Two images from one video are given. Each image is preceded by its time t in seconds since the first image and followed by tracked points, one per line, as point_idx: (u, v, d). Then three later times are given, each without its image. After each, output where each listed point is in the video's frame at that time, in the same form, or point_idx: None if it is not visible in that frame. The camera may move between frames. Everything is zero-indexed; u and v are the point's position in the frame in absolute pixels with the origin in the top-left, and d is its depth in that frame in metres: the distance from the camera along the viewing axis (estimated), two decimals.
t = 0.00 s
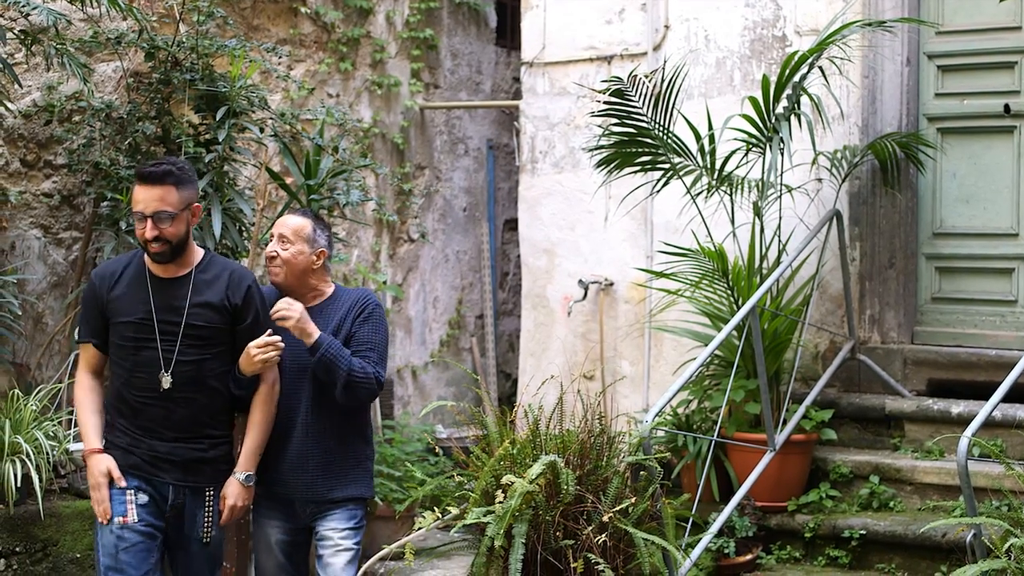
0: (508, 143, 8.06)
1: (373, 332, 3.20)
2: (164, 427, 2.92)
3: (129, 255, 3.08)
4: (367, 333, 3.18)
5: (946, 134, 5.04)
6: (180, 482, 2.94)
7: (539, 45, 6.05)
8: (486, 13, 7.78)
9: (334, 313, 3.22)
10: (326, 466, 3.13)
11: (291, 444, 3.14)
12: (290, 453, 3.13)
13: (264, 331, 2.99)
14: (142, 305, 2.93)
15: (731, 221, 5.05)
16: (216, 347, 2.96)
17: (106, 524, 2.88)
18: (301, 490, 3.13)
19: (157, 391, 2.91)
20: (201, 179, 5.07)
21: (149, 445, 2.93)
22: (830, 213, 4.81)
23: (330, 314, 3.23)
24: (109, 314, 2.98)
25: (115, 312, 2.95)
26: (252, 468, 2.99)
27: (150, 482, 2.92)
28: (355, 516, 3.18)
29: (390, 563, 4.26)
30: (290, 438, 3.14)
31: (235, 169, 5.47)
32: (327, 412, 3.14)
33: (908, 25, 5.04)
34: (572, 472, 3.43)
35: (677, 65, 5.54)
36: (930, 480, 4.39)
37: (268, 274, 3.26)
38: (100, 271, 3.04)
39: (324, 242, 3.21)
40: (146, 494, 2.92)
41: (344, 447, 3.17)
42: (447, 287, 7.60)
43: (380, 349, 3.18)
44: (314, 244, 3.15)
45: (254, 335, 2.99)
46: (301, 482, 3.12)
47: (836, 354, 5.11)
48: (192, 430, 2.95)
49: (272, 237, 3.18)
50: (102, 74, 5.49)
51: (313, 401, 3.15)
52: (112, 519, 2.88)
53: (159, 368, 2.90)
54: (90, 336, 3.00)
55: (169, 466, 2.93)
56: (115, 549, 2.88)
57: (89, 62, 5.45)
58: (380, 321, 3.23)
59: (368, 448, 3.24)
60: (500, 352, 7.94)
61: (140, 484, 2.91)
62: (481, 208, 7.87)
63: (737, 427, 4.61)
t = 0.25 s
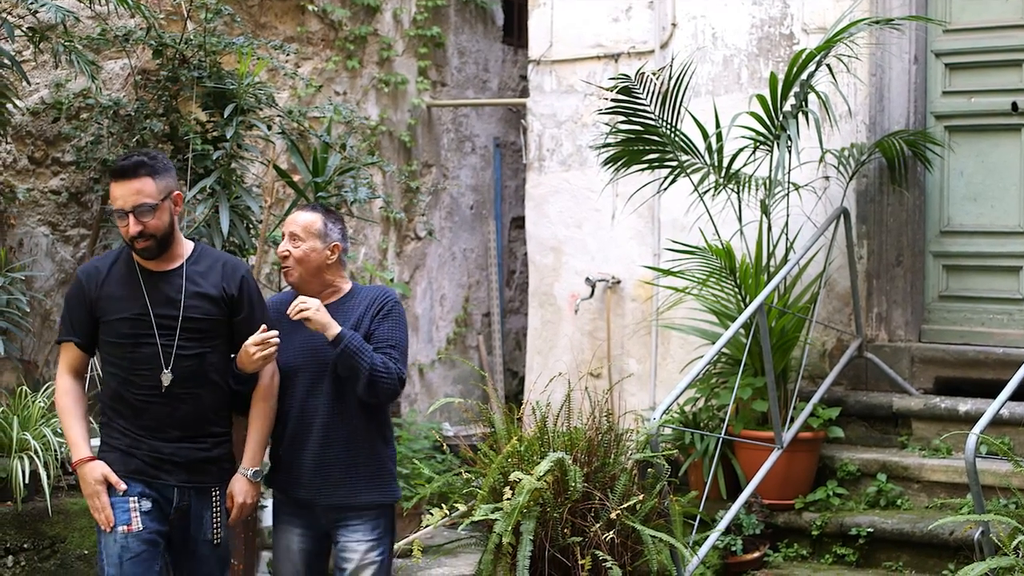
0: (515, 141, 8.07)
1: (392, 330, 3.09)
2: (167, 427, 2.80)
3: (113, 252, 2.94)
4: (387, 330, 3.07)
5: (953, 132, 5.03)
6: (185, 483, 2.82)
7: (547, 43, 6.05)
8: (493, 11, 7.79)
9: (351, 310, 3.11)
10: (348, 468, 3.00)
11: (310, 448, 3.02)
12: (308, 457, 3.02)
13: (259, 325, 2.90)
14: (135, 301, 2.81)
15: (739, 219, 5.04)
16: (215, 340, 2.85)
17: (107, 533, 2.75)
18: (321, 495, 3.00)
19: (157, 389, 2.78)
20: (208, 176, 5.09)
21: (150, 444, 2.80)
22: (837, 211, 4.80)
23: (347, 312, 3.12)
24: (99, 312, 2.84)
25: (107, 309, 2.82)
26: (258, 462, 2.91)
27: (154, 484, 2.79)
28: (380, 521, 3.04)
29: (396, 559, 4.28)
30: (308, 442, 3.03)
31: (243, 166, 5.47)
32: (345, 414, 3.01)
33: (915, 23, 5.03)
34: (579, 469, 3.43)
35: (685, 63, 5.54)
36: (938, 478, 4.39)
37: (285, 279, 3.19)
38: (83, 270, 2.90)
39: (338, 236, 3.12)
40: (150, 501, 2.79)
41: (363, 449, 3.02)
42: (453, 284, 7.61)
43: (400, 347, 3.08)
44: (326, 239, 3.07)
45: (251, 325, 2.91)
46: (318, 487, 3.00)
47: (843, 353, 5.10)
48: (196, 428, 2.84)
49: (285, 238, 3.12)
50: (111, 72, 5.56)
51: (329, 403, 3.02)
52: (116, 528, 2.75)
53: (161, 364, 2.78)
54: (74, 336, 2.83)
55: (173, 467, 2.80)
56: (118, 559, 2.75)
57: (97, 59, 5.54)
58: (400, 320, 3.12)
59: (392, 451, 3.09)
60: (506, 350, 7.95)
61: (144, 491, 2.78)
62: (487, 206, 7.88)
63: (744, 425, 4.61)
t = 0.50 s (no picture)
0: (525, 140, 8.07)
1: (418, 333, 3.03)
2: (165, 420, 2.69)
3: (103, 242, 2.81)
4: (413, 334, 3.01)
5: (964, 130, 5.02)
6: (183, 475, 2.70)
7: (557, 40, 6.06)
8: (503, 9, 7.80)
9: (375, 311, 3.04)
10: (374, 476, 2.96)
11: (335, 453, 2.98)
12: (333, 463, 2.97)
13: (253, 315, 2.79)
14: (129, 292, 2.69)
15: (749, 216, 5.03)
16: (211, 331, 2.75)
17: (107, 538, 2.69)
18: (346, 501, 2.97)
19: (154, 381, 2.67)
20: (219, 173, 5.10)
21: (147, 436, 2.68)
22: (848, 209, 4.80)
23: (371, 311, 3.06)
24: (90, 304, 2.71)
25: (99, 301, 2.70)
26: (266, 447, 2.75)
27: (148, 483, 2.69)
28: (405, 526, 3.03)
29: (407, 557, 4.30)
30: (333, 447, 2.98)
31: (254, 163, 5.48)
32: (372, 421, 2.96)
33: (926, 20, 5.02)
34: (590, 466, 3.44)
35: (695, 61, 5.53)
36: (949, 477, 4.38)
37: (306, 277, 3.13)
38: (70, 260, 2.76)
39: (354, 223, 3.08)
40: (147, 505, 2.70)
41: (391, 454, 2.99)
42: (463, 282, 7.62)
43: (425, 352, 3.01)
44: (343, 227, 3.02)
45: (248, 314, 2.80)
46: (345, 492, 2.96)
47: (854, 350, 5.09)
48: (193, 419, 2.72)
49: (301, 233, 3.06)
50: (121, 69, 5.57)
51: (356, 409, 2.96)
52: (115, 533, 2.69)
53: (159, 356, 2.67)
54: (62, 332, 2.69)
55: (169, 460, 2.69)
56: (121, 561, 2.70)
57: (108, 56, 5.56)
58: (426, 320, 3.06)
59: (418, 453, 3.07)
60: (517, 348, 7.96)
61: (141, 493, 2.69)
62: (497, 205, 7.89)
63: (754, 423, 4.61)
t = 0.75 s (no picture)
0: (534, 138, 8.08)
1: (409, 329, 2.92)
2: (167, 423, 2.67)
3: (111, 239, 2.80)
4: (404, 331, 2.91)
5: (974, 128, 5.01)
6: (183, 479, 2.68)
7: (566, 38, 6.06)
8: (513, 7, 7.81)
9: (370, 309, 2.96)
10: (375, 482, 2.88)
11: (336, 459, 2.91)
12: (334, 468, 2.90)
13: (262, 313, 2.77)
14: (134, 290, 2.68)
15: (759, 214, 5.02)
16: (216, 331, 2.73)
17: (113, 539, 2.71)
18: (348, 507, 2.89)
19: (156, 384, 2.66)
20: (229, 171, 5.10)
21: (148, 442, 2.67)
22: (858, 207, 4.79)
23: (366, 309, 2.97)
24: (95, 302, 2.70)
25: (104, 299, 2.68)
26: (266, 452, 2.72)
27: (148, 486, 2.68)
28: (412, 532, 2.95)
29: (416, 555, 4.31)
30: (333, 452, 2.91)
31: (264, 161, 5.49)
32: (369, 423, 2.88)
33: (936, 18, 5.00)
34: (600, 463, 3.45)
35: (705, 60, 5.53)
36: (959, 475, 4.38)
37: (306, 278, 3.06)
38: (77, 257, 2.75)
39: (355, 223, 3.00)
40: (149, 509, 2.70)
41: (389, 458, 2.90)
42: (473, 281, 7.63)
43: (417, 348, 2.90)
44: (344, 227, 2.95)
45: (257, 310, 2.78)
46: (347, 498, 2.89)
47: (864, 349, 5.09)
48: (195, 422, 2.70)
49: (301, 234, 2.98)
50: (132, 67, 5.49)
51: (351, 412, 2.89)
52: (119, 535, 2.71)
53: (159, 357, 2.65)
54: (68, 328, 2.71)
55: (169, 464, 2.68)
56: (128, 562, 2.72)
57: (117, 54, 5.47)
58: (420, 316, 2.95)
59: (422, 455, 2.97)
60: (526, 346, 7.97)
61: (142, 498, 2.69)
62: (507, 203, 7.90)
63: (763, 421, 4.62)
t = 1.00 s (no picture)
0: (544, 137, 8.09)
1: (395, 325, 2.80)
2: (180, 425, 2.69)
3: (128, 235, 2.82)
4: (389, 327, 2.78)
5: (986, 126, 5.00)
6: (194, 484, 2.69)
7: (576, 37, 6.08)
8: (523, 6, 7.82)
9: (358, 303, 2.86)
10: (361, 482, 2.79)
11: (321, 459, 2.82)
12: (319, 469, 2.82)
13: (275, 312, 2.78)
14: (151, 286, 2.70)
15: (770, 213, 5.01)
16: (234, 332, 2.75)
17: (123, 542, 2.73)
18: (334, 508, 2.80)
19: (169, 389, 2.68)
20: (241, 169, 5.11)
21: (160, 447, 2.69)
22: (869, 206, 4.78)
23: (355, 304, 2.87)
24: (111, 298, 2.72)
25: (120, 295, 2.70)
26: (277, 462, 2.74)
27: (159, 491, 2.70)
28: (403, 532, 2.84)
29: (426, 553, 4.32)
30: (318, 452, 2.82)
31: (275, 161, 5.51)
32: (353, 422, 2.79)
33: (948, 17, 4.99)
34: (612, 461, 3.46)
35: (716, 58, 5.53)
36: (970, 474, 4.37)
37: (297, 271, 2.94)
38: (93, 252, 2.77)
39: (349, 217, 2.86)
40: (159, 514, 2.71)
41: (375, 459, 2.81)
42: (483, 279, 7.64)
43: (402, 345, 2.78)
44: (336, 222, 2.81)
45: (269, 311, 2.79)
46: (332, 499, 2.80)
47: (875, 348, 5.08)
48: (208, 425, 2.71)
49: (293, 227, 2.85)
50: (143, 66, 5.49)
51: (336, 412, 2.80)
52: (129, 539, 2.72)
53: (175, 356, 2.67)
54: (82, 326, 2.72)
55: (181, 469, 2.69)
56: (137, 566, 2.74)
57: (129, 52, 5.46)
58: (409, 312, 2.83)
59: (410, 454, 2.86)
60: (536, 345, 7.98)
61: (153, 502, 2.70)
62: (517, 202, 7.91)
63: (774, 420, 4.62)
